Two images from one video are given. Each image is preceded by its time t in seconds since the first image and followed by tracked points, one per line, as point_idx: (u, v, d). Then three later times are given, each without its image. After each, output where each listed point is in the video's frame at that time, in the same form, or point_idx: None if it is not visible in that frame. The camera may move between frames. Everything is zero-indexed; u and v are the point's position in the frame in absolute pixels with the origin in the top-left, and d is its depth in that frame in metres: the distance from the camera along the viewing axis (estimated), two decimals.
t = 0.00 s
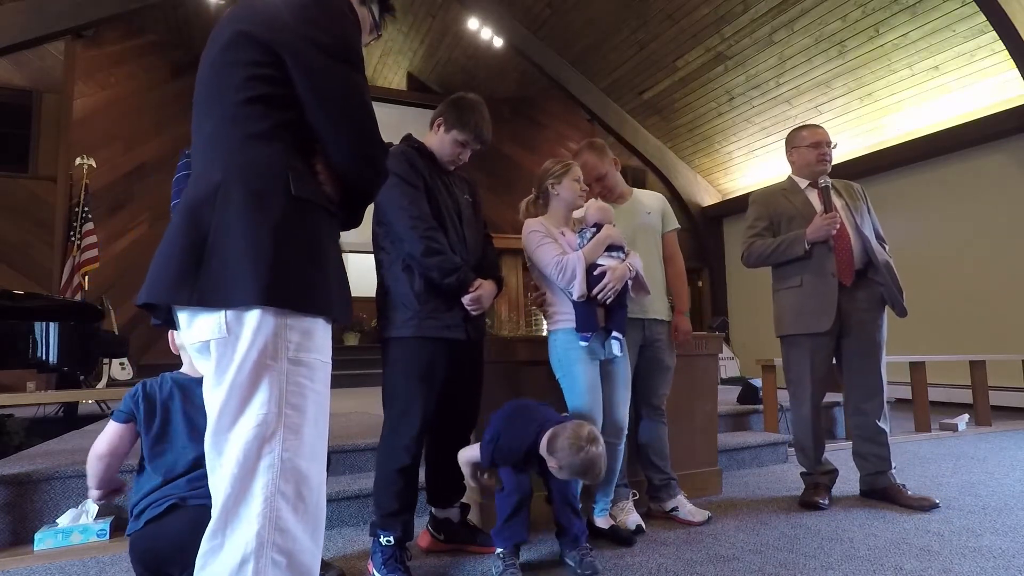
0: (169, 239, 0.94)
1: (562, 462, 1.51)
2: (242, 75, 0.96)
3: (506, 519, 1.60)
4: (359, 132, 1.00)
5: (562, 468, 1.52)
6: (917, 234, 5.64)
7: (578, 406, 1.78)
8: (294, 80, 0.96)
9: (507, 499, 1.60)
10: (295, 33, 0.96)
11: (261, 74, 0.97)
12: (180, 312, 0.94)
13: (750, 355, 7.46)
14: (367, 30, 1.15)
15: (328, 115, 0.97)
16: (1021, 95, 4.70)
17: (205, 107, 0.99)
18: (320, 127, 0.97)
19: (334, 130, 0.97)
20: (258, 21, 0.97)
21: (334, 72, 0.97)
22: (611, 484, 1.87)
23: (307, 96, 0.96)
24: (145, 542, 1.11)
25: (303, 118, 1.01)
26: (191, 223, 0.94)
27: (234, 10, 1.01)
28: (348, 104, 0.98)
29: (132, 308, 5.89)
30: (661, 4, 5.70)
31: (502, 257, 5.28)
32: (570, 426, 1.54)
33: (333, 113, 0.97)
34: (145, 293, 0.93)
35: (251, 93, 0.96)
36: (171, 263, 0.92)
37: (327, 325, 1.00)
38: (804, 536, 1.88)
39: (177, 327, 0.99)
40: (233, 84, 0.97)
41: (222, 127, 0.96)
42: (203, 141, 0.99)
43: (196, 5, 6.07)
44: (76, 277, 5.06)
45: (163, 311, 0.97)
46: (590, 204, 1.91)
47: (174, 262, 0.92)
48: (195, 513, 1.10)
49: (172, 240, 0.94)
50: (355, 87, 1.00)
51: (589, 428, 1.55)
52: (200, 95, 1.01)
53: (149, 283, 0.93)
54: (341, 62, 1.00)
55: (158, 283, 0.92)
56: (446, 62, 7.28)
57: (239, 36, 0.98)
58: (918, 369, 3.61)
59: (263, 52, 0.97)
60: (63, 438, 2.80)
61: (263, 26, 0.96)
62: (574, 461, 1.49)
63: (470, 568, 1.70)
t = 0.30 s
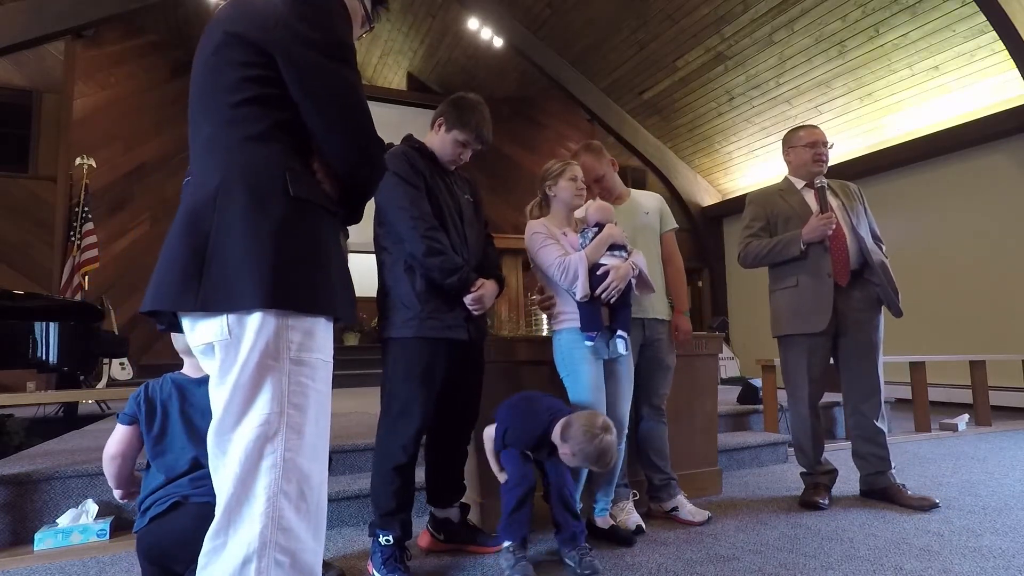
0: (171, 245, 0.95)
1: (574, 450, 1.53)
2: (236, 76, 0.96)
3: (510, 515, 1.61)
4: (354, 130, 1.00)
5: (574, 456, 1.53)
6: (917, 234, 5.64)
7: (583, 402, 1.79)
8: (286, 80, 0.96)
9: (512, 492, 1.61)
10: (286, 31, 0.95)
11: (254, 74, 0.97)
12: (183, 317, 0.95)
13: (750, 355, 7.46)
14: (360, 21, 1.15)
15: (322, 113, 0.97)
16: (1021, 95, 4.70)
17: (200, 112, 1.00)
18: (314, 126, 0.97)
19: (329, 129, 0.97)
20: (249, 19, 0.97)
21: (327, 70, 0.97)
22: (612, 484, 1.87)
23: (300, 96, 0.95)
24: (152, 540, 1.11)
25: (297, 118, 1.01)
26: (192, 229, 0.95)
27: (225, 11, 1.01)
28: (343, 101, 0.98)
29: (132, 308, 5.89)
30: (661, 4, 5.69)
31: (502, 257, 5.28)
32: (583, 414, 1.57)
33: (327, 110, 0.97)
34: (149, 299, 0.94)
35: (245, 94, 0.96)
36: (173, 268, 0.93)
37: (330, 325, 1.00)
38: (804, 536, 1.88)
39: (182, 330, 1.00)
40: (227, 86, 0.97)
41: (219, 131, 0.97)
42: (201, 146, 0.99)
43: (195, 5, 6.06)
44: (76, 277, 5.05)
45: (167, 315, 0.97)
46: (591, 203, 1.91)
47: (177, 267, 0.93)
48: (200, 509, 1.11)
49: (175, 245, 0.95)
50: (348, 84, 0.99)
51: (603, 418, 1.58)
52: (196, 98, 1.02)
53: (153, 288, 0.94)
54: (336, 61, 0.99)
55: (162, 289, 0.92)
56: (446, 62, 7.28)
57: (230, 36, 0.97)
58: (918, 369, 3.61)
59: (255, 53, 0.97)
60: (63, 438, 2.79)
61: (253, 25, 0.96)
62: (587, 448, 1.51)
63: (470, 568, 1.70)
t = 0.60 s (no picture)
0: (176, 249, 0.96)
1: (570, 449, 1.59)
2: (233, 77, 0.96)
3: (508, 522, 1.63)
4: (352, 128, 0.99)
5: (570, 455, 1.60)
6: (917, 234, 5.64)
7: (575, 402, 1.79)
8: (282, 80, 0.95)
9: (507, 495, 1.64)
10: (280, 31, 0.95)
11: (249, 76, 0.96)
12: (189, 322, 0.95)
13: (750, 355, 7.45)
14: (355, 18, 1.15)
15: (319, 112, 0.96)
16: (1021, 95, 4.70)
17: (199, 115, 1.00)
18: (312, 126, 0.97)
19: (327, 129, 0.97)
20: (242, 19, 0.96)
21: (323, 69, 0.96)
22: (610, 484, 1.87)
23: (297, 95, 0.95)
24: (147, 540, 1.11)
25: (296, 119, 1.01)
26: (196, 234, 0.95)
27: (218, 11, 1.00)
28: (339, 100, 0.98)
29: (132, 308, 5.89)
30: (661, 4, 5.69)
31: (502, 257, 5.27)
32: (578, 414, 1.63)
33: (325, 110, 0.96)
34: (155, 304, 0.94)
35: (242, 96, 0.96)
36: (179, 273, 0.94)
37: (333, 324, 1.00)
38: (804, 536, 1.88)
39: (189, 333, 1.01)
40: (223, 88, 0.97)
41: (218, 134, 0.97)
42: (201, 150, 0.99)
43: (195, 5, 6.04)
44: (76, 277, 5.05)
45: (173, 319, 0.98)
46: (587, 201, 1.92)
47: (183, 272, 0.93)
48: (191, 510, 1.10)
49: (179, 250, 0.95)
50: (343, 81, 0.99)
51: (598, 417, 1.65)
52: (194, 101, 1.02)
53: (158, 292, 0.95)
54: (334, 61, 0.99)
55: (168, 293, 0.93)
56: (446, 62, 7.28)
57: (224, 38, 0.97)
58: (918, 369, 3.61)
59: (250, 53, 0.97)
60: (63, 438, 2.80)
61: (246, 26, 0.96)
62: (584, 446, 1.58)
63: (470, 568, 1.70)
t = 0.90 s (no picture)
0: (184, 252, 0.96)
1: (556, 447, 1.58)
2: (236, 79, 0.96)
3: (507, 520, 1.64)
4: (355, 127, 0.99)
5: (556, 456, 1.58)
6: (917, 235, 5.64)
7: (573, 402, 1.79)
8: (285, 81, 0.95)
9: (507, 491, 1.66)
10: (281, 31, 0.95)
11: (251, 77, 0.96)
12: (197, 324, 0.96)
13: (750, 355, 7.45)
14: (357, 17, 1.15)
15: (322, 112, 0.96)
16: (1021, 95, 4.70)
17: (204, 116, 1.00)
18: (316, 126, 0.96)
19: (328, 128, 0.96)
20: (245, 20, 0.96)
21: (324, 68, 0.96)
22: (611, 483, 1.87)
23: (299, 96, 0.95)
24: (143, 542, 1.13)
25: (300, 119, 1.00)
26: (202, 236, 0.95)
27: (221, 13, 1.00)
28: (342, 99, 0.97)
29: (132, 308, 5.89)
30: (661, 4, 5.69)
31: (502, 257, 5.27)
32: (567, 414, 1.62)
33: (327, 110, 0.96)
34: (165, 307, 0.95)
35: (245, 98, 0.96)
36: (187, 276, 0.94)
37: (339, 325, 1.00)
38: (804, 536, 1.88)
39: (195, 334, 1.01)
40: (227, 89, 0.97)
41: (223, 136, 0.97)
42: (206, 153, 0.99)
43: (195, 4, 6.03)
44: (76, 277, 5.05)
45: (178, 321, 0.98)
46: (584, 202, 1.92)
47: (192, 274, 0.94)
48: (179, 511, 1.10)
49: (188, 254, 0.95)
50: (345, 78, 0.98)
51: (586, 419, 1.63)
52: (198, 104, 1.02)
53: (167, 295, 0.95)
54: (337, 60, 0.99)
55: (177, 296, 0.93)
56: (446, 62, 7.28)
57: (227, 40, 0.97)
58: (918, 369, 3.61)
59: (252, 54, 0.96)
60: (63, 438, 2.80)
61: (248, 26, 0.95)
62: (568, 446, 1.55)
63: (470, 568, 1.70)
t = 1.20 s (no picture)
0: (190, 252, 0.95)
1: (550, 444, 1.57)
2: (246, 79, 0.96)
3: (504, 508, 1.70)
4: (363, 128, 0.99)
5: (548, 454, 1.58)
6: (917, 234, 5.64)
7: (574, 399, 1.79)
8: (295, 82, 0.95)
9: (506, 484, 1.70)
10: (291, 31, 0.95)
11: (262, 77, 0.96)
12: (203, 324, 0.95)
13: (750, 355, 7.45)
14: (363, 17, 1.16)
15: (332, 113, 0.96)
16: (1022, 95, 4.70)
17: (213, 115, 1.00)
18: (325, 126, 0.97)
19: (337, 129, 0.97)
20: (257, 20, 0.97)
21: (335, 69, 0.96)
22: (610, 484, 1.87)
23: (309, 96, 0.95)
24: (139, 538, 1.22)
25: (309, 120, 1.01)
26: (208, 233, 0.95)
27: (232, 14, 1.00)
28: (352, 101, 0.98)
29: (132, 308, 5.89)
30: (661, 4, 5.70)
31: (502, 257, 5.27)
32: (563, 417, 1.62)
33: (336, 111, 0.96)
34: (171, 306, 0.94)
35: (255, 97, 0.96)
36: (195, 273, 0.93)
37: (345, 325, 1.00)
38: (804, 536, 1.88)
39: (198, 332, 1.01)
40: (237, 89, 0.97)
41: (232, 135, 0.97)
42: (214, 152, 0.99)
43: (195, 5, 6.03)
44: (76, 277, 5.06)
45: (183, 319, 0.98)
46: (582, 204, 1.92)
47: (199, 270, 0.93)
48: (163, 514, 1.17)
49: (195, 253, 0.95)
50: (356, 80, 0.99)
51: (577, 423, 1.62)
52: (206, 103, 1.02)
53: (173, 294, 0.95)
54: (347, 60, 0.99)
55: (185, 296, 0.93)
56: (446, 62, 7.28)
57: (239, 40, 0.97)
58: (918, 369, 3.61)
59: (263, 54, 0.97)
60: (63, 438, 2.79)
61: (261, 27, 0.96)
62: (556, 445, 1.56)
63: (470, 568, 1.70)
